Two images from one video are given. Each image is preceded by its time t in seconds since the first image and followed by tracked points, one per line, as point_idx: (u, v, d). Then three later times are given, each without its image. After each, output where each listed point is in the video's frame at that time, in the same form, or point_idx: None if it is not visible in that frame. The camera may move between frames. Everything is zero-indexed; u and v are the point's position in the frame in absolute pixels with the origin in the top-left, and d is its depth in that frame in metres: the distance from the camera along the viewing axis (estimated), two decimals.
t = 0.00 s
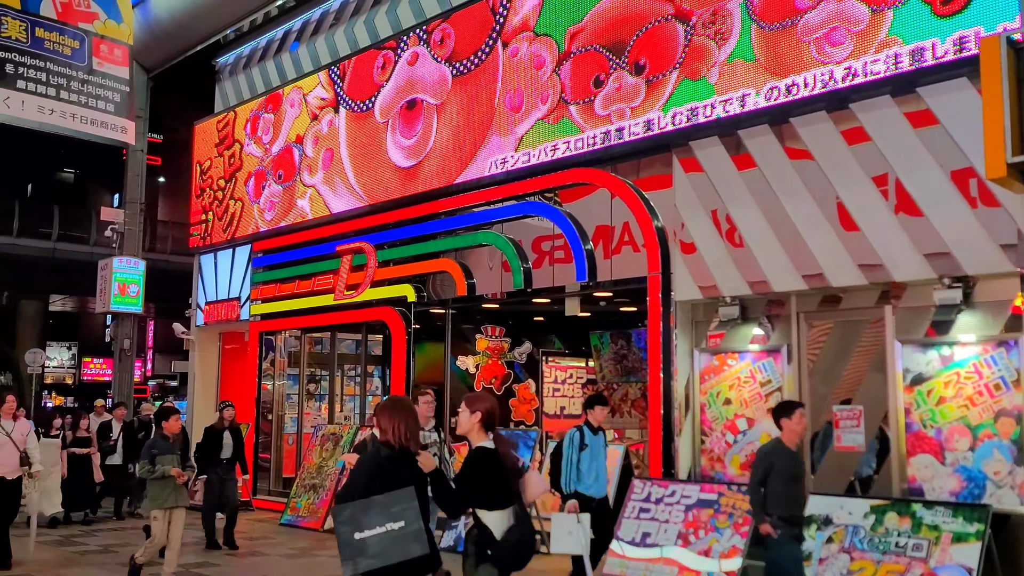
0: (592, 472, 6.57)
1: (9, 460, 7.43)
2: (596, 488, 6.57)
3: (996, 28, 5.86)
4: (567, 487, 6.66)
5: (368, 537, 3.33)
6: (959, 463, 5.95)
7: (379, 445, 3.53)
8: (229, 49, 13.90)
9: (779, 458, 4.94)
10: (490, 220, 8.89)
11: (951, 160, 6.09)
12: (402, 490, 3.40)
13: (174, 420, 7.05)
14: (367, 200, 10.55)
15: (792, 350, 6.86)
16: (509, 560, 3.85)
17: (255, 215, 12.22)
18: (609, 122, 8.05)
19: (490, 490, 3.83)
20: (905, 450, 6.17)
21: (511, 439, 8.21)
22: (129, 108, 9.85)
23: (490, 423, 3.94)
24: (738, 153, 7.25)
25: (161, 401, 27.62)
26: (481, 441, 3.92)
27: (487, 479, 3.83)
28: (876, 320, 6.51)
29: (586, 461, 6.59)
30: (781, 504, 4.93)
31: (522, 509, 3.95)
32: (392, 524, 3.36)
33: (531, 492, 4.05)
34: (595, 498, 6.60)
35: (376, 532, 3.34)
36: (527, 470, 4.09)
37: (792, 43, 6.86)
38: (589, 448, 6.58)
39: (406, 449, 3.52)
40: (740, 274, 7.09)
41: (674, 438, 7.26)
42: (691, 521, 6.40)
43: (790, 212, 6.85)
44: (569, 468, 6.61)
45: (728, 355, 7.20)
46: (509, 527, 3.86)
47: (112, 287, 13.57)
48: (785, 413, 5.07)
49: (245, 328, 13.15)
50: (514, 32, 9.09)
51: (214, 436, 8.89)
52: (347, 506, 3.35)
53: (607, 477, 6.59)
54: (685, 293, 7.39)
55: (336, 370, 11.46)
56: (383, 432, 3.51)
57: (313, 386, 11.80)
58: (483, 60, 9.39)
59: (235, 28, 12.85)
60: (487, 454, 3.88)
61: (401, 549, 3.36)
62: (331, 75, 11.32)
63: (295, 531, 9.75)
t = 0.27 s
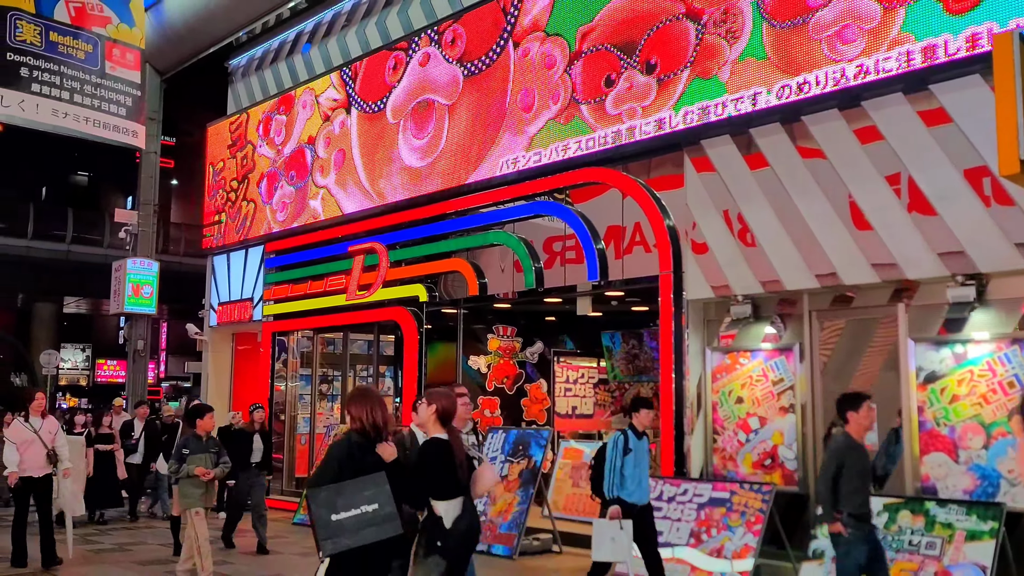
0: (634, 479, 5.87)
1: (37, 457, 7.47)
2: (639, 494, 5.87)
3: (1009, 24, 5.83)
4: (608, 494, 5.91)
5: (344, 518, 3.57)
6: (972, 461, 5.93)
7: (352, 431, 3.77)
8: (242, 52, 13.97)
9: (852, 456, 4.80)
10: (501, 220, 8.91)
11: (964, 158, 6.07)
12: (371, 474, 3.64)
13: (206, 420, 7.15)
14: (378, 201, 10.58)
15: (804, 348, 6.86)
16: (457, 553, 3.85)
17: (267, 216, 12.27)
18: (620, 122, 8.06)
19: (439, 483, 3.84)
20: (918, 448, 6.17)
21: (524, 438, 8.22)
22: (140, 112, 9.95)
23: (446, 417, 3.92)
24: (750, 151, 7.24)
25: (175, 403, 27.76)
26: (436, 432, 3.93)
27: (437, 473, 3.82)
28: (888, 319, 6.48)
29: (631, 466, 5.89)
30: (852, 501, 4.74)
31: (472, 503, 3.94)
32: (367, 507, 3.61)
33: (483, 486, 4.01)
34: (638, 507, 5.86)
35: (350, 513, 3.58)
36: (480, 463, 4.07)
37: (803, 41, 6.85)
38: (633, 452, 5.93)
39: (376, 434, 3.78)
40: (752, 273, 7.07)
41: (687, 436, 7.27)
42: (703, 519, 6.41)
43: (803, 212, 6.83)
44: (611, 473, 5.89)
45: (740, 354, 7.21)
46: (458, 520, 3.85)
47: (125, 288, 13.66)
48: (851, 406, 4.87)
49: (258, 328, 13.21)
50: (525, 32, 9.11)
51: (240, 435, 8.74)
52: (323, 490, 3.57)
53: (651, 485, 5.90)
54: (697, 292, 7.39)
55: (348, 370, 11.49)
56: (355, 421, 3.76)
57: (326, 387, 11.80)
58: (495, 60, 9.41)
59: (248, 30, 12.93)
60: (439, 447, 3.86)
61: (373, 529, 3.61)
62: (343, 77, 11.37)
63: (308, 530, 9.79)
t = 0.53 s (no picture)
0: (672, 476, 6.41)
1: (61, 463, 7.20)
2: (677, 491, 6.44)
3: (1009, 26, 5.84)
4: (646, 489, 6.41)
5: (303, 524, 3.57)
6: (975, 462, 5.93)
7: (304, 440, 3.75)
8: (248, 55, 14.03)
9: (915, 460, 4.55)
10: (506, 222, 8.93)
11: (967, 160, 6.07)
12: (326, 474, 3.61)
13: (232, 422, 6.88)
14: (384, 203, 10.61)
15: (808, 349, 6.86)
16: (411, 546, 3.93)
17: (274, 219, 12.33)
18: (625, 125, 8.13)
19: (395, 482, 3.93)
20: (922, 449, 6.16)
21: (529, 440, 8.23)
22: (144, 118, 10.01)
23: (400, 418, 4.05)
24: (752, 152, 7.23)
25: (183, 405, 27.85)
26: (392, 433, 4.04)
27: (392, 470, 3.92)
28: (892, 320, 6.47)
29: (668, 462, 6.33)
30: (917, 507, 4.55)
31: (429, 500, 4.03)
32: (324, 508, 3.59)
33: (439, 483, 4.11)
34: (676, 503, 6.42)
35: (309, 518, 3.57)
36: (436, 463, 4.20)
37: (807, 45, 6.93)
38: (670, 448, 6.38)
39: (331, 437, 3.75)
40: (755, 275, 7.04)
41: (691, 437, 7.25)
42: (708, 520, 6.40)
43: (806, 213, 6.80)
44: (649, 470, 6.38)
45: (743, 355, 7.21)
46: (413, 513, 3.94)
47: (133, 291, 13.71)
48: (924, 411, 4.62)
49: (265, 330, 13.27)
50: (528, 35, 9.13)
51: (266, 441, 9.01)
52: (282, 495, 3.60)
53: (688, 481, 6.46)
54: (701, 294, 7.35)
55: (354, 372, 11.51)
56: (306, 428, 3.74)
57: (332, 388, 11.81)
58: (498, 63, 9.42)
59: (254, 33, 12.99)
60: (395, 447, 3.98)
61: (333, 530, 3.59)
62: (349, 79, 11.41)
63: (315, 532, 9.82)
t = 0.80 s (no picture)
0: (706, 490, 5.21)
1: (79, 464, 7.23)
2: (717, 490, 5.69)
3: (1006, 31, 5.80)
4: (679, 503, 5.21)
5: (256, 510, 4.50)
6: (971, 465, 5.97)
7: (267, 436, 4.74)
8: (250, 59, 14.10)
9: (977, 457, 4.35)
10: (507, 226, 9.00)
11: (963, 163, 6.10)
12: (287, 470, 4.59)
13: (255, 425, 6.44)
14: (385, 207, 10.67)
15: (806, 352, 6.95)
16: (357, 535, 4.97)
17: (276, 222, 12.38)
18: (622, 128, 8.10)
19: (347, 479, 4.94)
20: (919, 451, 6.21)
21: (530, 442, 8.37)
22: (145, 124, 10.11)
23: (350, 423, 5.05)
24: (751, 157, 7.30)
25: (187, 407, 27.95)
26: (346, 437, 5.03)
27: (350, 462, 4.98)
28: (889, 322, 6.56)
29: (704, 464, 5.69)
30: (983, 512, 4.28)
31: (374, 496, 5.05)
32: (278, 498, 4.53)
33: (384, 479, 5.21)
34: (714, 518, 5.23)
35: (261, 505, 4.51)
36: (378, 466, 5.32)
37: (802, 47, 6.86)
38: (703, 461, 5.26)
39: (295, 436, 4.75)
40: (754, 278, 7.12)
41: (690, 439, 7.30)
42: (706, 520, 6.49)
43: (804, 218, 6.85)
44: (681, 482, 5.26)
45: (741, 358, 7.26)
46: (360, 509, 4.96)
47: (137, 294, 13.80)
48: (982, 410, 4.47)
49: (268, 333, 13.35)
50: (528, 40, 9.17)
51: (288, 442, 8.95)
52: (241, 485, 4.55)
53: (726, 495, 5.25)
54: (700, 297, 7.44)
55: (356, 375, 11.56)
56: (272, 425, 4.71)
57: (335, 391, 11.91)
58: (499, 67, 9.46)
59: (256, 38, 13.05)
60: (347, 448, 4.97)
61: (284, 518, 4.53)
62: (351, 84, 11.48)
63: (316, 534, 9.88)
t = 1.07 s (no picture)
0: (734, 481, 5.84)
1: (91, 469, 7.19)
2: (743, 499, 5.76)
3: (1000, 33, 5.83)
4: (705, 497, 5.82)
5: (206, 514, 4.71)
6: (967, 465, 6.02)
7: (230, 440, 4.94)
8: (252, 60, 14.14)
9: None
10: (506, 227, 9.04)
11: (958, 164, 6.13)
12: (233, 480, 4.76)
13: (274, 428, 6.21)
14: (386, 208, 10.71)
15: (803, 353, 6.96)
16: (321, 533, 5.08)
17: (277, 223, 12.43)
18: (621, 129, 8.13)
19: (305, 481, 5.00)
20: (915, 451, 6.26)
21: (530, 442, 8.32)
22: (147, 126, 10.21)
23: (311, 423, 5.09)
24: (749, 158, 7.33)
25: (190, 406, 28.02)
26: (305, 436, 5.11)
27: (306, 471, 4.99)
28: (887, 323, 6.56)
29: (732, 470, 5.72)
30: None
31: (337, 495, 5.13)
32: (226, 506, 4.72)
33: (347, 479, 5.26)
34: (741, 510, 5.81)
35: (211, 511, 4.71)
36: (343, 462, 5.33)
37: (799, 49, 6.89)
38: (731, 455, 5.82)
39: (250, 443, 4.91)
40: (752, 279, 7.15)
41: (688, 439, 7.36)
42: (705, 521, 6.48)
43: (802, 218, 6.89)
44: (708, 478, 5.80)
45: (740, 359, 7.32)
46: (321, 509, 5.07)
47: (139, 295, 13.84)
48: None
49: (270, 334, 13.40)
50: (527, 41, 9.21)
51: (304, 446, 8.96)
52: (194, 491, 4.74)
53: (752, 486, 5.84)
54: (698, 297, 7.46)
55: (358, 375, 11.61)
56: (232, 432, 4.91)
57: (336, 391, 11.98)
58: (498, 69, 9.50)
59: (258, 39, 13.09)
60: (306, 447, 5.03)
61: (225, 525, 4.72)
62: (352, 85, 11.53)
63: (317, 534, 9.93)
